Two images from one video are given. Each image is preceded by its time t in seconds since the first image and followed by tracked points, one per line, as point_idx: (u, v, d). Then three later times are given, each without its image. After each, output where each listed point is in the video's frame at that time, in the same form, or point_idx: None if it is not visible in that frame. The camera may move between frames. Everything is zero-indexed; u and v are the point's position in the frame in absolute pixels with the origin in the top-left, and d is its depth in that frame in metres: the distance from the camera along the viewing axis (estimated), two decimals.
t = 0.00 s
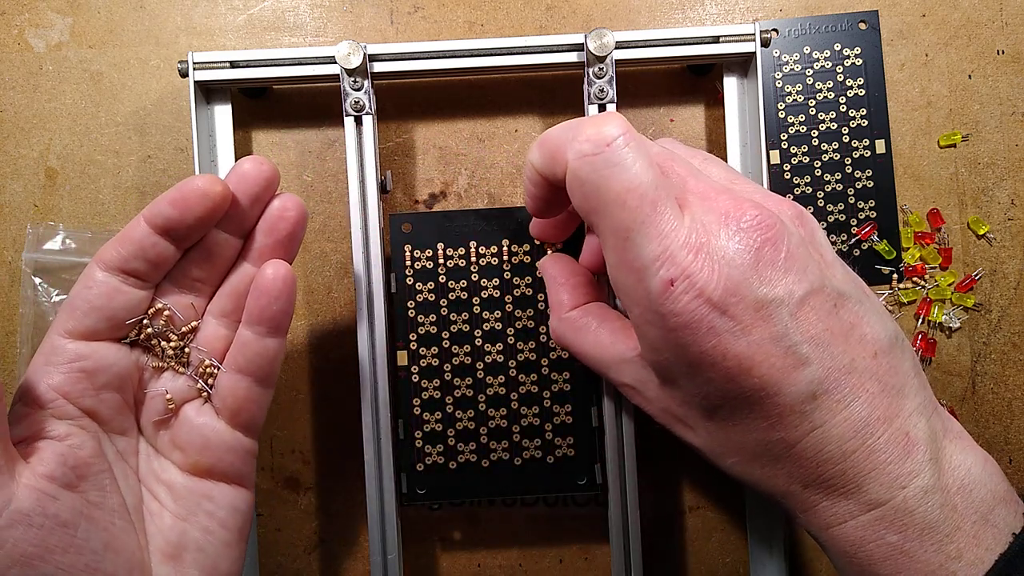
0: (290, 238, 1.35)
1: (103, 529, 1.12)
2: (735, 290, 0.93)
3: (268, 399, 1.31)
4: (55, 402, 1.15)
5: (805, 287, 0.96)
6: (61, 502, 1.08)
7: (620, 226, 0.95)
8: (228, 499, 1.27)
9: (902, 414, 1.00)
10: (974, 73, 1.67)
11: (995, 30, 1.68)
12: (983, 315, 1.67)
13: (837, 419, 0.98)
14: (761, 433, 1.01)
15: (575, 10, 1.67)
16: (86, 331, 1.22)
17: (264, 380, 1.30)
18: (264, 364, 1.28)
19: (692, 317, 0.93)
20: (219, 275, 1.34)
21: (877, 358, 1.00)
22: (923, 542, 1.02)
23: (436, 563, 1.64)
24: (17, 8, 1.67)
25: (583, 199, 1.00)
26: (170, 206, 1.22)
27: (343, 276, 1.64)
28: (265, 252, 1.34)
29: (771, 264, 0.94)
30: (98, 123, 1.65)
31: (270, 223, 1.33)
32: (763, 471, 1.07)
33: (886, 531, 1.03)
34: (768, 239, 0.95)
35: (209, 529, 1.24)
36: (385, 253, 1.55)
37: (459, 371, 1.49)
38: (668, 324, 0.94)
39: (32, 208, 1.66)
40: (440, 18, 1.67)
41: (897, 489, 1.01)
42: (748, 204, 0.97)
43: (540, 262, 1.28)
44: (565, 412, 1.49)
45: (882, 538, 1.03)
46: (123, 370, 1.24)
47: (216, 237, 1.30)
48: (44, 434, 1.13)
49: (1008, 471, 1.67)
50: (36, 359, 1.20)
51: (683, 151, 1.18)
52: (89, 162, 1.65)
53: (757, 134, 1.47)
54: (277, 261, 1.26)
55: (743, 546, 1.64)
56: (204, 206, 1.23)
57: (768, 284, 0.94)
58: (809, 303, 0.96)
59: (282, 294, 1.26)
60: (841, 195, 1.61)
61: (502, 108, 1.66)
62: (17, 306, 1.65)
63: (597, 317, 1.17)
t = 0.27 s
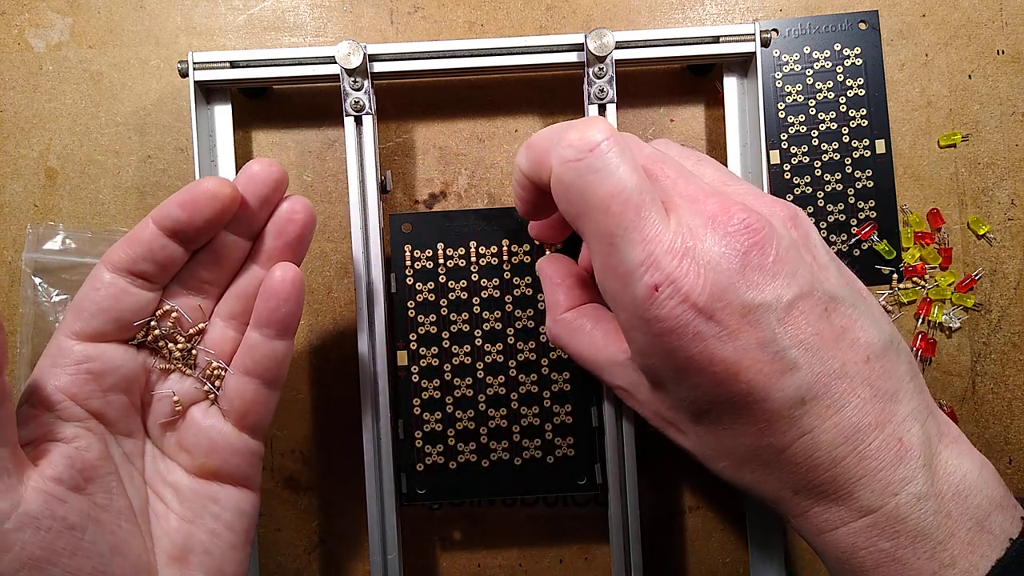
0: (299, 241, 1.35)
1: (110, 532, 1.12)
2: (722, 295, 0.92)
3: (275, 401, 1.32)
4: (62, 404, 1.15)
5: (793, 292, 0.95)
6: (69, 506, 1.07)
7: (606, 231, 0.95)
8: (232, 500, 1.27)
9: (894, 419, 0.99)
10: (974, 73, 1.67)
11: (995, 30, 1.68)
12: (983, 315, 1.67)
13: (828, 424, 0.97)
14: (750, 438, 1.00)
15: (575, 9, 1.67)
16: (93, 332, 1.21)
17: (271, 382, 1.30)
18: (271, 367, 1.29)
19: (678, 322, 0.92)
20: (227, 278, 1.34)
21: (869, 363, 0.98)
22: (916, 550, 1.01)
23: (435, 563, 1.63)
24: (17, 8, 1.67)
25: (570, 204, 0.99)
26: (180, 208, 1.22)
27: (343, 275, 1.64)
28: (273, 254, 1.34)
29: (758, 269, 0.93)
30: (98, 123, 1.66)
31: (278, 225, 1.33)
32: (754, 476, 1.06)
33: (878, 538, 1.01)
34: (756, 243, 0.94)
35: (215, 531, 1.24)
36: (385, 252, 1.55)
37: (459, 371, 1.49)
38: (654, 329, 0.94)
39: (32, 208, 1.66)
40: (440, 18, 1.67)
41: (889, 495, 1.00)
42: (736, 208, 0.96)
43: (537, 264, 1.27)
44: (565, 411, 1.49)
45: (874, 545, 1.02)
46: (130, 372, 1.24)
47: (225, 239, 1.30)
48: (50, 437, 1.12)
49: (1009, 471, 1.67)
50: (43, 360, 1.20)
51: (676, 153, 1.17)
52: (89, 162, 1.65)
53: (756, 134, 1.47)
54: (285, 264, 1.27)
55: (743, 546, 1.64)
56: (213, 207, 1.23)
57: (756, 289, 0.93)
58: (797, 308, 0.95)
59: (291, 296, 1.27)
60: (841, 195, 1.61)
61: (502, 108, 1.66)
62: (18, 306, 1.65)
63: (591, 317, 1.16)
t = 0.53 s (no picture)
0: (315, 242, 1.35)
1: (122, 532, 1.11)
2: (727, 305, 0.89)
3: (288, 402, 1.33)
4: (76, 403, 1.13)
5: (801, 300, 0.92)
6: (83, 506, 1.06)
7: (603, 245, 0.94)
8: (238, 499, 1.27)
9: (907, 429, 0.96)
10: (974, 73, 1.67)
11: (995, 30, 1.68)
12: (983, 315, 1.67)
13: (840, 434, 0.95)
14: (760, 448, 0.98)
15: (575, 10, 1.67)
16: (110, 331, 1.21)
17: (284, 382, 1.31)
18: (287, 368, 1.30)
19: (684, 334, 0.89)
20: (244, 277, 1.34)
21: (879, 370, 0.96)
22: (928, 562, 0.99)
23: (435, 563, 1.64)
24: (17, 8, 1.67)
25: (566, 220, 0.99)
26: (198, 208, 1.22)
27: (343, 275, 1.65)
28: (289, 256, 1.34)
29: (764, 277, 0.91)
30: (98, 123, 1.65)
31: (295, 226, 1.33)
32: (762, 484, 1.05)
33: (890, 549, 1.00)
34: (760, 251, 0.91)
35: (226, 530, 1.24)
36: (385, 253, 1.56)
37: (459, 371, 1.49)
38: (660, 343, 0.91)
39: (32, 208, 1.66)
40: (440, 18, 1.67)
41: (902, 506, 0.97)
42: (739, 216, 0.93)
43: (536, 270, 1.27)
44: (565, 412, 1.49)
45: (886, 556, 1.00)
46: (145, 371, 1.23)
47: (241, 239, 1.30)
48: (64, 436, 1.10)
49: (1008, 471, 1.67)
50: (56, 358, 1.19)
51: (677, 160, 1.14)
52: (89, 162, 1.65)
53: (756, 134, 1.47)
54: (302, 266, 1.28)
55: (744, 546, 1.64)
56: (232, 208, 1.22)
57: (763, 298, 0.91)
58: (806, 316, 0.93)
59: (308, 298, 1.28)
60: (841, 195, 1.61)
61: (502, 108, 1.66)
62: (17, 306, 1.65)
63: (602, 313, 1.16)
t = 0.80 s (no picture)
0: (317, 240, 1.35)
1: (119, 528, 1.10)
2: (739, 326, 0.85)
3: (287, 400, 1.33)
4: (75, 398, 1.13)
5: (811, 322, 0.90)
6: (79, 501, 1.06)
7: (612, 264, 0.89)
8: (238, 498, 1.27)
9: (909, 451, 0.97)
10: (974, 73, 1.67)
11: (995, 30, 1.68)
12: (983, 315, 1.67)
13: (843, 455, 0.95)
14: (763, 467, 0.98)
15: (575, 10, 1.67)
16: (110, 326, 1.21)
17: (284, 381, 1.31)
18: (287, 365, 1.30)
19: (694, 355, 0.85)
20: (245, 274, 1.34)
21: (886, 393, 0.95)
22: None
23: (435, 563, 1.64)
24: (17, 8, 1.67)
25: (573, 238, 0.94)
26: (201, 204, 1.22)
27: (343, 276, 1.65)
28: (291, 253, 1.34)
29: (775, 299, 0.87)
30: (98, 123, 1.65)
31: (297, 223, 1.33)
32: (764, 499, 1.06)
33: (888, 565, 1.02)
34: (774, 272, 0.87)
35: (223, 529, 1.24)
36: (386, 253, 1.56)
37: (459, 371, 1.49)
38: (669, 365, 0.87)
39: (32, 208, 1.66)
40: (440, 18, 1.67)
41: (901, 525, 0.99)
42: (751, 236, 0.89)
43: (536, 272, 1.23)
44: (565, 412, 1.49)
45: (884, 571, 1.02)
46: (145, 367, 1.23)
47: (244, 236, 1.30)
48: (63, 431, 1.10)
49: (1008, 471, 1.67)
50: (56, 353, 1.19)
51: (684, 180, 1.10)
52: (89, 162, 1.65)
53: (756, 134, 1.47)
54: (304, 264, 1.28)
55: (744, 546, 1.64)
56: (235, 203, 1.23)
57: (774, 320, 0.87)
58: (817, 337, 0.90)
59: (311, 296, 1.28)
60: (841, 195, 1.61)
61: (502, 108, 1.66)
62: (17, 306, 1.65)
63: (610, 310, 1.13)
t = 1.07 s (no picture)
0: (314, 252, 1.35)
1: (118, 544, 1.11)
2: (748, 318, 0.88)
3: (284, 413, 1.33)
4: (73, 414, 1.13)
5: (814, 318, 0.93)
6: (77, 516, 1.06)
7: (624, 253, 0.90)
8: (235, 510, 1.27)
9: (901, 445, 0.99)
10: (974, 74, 1.67)
11: (995, 30, 1.68)
12: (983, 315, 1.67)
13: (840, 448, 0.97)
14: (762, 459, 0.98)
15: (575, 10, 1.67)
16: (106, 340, 1.20)
17: (280, 393, 1.31)
18: (284, 379, 1.30)
19: (704, 344, 0.87)
20: (242, 287, 1.34)
21: (881, 390, 0.98)
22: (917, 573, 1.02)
23: (435, 563, 1.64)
24: (17, 8, 1.67)
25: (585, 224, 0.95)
26: (197, 217, 1.21)
27: (343, 275, 1.65)
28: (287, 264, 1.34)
29: (781, 295, 0.90)
30: (98, 123, 1.65)
31: (293, 235, 1.33)
32: (758, 494, 1.06)
33: (881, 559, 1.02)
34: (783, 268, 0.91)
35: (222, 543, 1.24)
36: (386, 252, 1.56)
37: (459, 371, 1.49)
38: (675, 352, 0.89)
39: (32, 208, 1.66)
40: (440, 18, 1.67)
41: (893, 517, 1.00)
42: (761, 232, 0.93)
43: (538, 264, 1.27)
44: (565, 412, 1.49)
45: (875, 565, 1.03)
46: (142, 382, 1.23)
47: (240, 249, 1.30)
48: (60, 446, 1.10)
49: (1009, 471, 1.67)
50: (53, 366, 1.19)
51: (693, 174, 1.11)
52: (89, 162, 1.65)
53: (756, 134, 1.47)
54: (300, 278, 1.28)
55: (744, 547, 1.64)
56: (232, 216, 1.22)
57: (781, 314, 0.90)
58: (819, 334, 0.93)
59: (306, 309, 1.28)
60: (841, 195, 1.61)
61: (502, 108, 1.66)
62: (17, 306, 1.65)
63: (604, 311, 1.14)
